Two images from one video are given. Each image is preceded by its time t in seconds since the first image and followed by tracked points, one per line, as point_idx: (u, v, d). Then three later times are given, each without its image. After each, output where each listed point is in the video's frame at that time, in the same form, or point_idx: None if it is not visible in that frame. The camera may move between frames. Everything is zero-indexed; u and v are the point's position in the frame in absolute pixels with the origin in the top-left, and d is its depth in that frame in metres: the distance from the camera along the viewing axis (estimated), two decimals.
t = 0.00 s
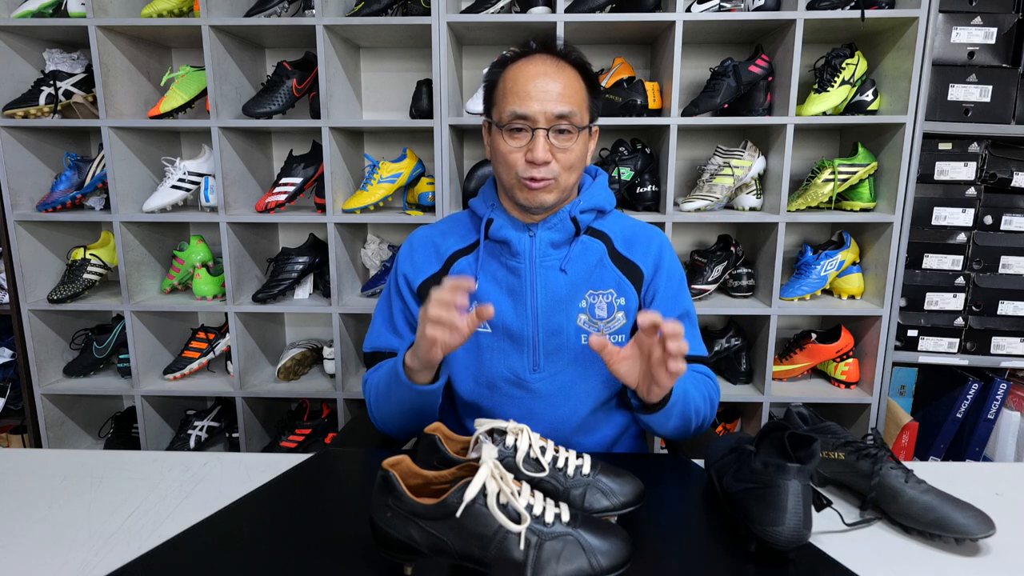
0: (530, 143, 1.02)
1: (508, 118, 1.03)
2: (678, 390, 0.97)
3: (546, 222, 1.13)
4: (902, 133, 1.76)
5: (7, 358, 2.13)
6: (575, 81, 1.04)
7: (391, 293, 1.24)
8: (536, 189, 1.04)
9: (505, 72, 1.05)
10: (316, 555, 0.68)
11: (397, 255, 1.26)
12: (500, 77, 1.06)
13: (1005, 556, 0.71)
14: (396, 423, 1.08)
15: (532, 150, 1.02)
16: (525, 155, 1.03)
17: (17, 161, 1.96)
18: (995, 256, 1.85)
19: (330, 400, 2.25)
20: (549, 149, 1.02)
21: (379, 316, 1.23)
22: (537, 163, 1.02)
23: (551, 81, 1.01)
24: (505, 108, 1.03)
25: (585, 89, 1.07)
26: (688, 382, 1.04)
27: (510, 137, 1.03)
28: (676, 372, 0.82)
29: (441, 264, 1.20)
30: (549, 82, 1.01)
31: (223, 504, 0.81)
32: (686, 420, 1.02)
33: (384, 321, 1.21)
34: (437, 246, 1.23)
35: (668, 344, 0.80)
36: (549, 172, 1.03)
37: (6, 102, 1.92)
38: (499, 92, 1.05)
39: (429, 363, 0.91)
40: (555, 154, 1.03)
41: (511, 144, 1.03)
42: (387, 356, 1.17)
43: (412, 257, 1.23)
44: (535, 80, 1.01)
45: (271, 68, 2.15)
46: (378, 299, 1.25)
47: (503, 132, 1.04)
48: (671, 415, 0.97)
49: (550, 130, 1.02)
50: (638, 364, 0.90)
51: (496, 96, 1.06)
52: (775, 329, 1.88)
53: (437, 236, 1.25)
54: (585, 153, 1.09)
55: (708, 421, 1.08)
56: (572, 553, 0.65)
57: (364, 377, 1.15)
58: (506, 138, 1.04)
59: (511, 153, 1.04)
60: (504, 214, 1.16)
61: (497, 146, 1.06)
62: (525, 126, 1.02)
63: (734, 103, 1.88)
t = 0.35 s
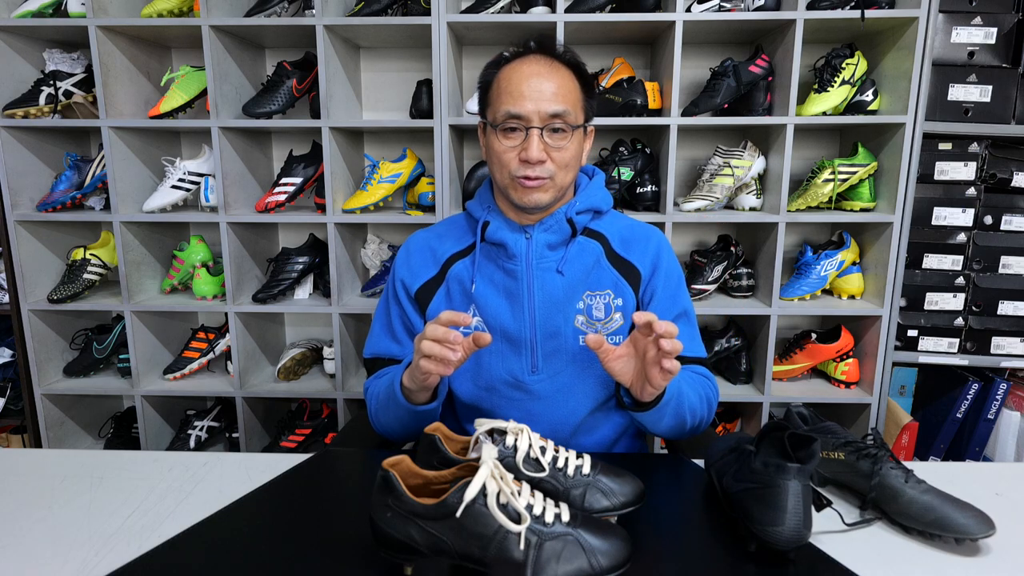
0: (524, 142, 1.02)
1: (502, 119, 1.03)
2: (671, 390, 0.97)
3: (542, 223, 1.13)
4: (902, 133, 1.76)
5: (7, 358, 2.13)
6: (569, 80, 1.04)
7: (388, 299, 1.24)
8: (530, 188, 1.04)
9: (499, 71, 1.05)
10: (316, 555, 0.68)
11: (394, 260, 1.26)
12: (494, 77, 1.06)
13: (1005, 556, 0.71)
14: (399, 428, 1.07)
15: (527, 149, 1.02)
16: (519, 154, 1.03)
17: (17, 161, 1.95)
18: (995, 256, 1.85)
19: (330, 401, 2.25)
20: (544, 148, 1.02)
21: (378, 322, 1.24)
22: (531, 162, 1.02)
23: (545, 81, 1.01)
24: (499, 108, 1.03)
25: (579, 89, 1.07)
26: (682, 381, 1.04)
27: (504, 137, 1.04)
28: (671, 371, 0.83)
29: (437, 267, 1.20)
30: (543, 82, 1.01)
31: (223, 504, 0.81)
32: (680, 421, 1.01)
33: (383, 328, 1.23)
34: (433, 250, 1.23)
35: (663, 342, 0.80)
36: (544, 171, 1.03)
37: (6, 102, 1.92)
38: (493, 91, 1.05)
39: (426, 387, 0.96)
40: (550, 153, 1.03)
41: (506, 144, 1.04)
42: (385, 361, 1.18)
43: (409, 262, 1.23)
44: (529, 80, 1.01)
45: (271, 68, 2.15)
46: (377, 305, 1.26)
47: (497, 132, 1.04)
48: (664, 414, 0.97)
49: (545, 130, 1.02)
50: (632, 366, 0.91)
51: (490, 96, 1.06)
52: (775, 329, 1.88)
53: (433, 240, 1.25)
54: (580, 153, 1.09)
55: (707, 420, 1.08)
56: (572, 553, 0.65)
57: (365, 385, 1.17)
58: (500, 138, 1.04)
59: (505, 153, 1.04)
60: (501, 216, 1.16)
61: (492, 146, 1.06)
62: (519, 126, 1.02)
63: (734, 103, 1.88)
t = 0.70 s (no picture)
0: (521, 143, 1.02)
1: (499, 120, 1.03)
2: (671, 396, 0.97)
3: (539, 226, 1.13)
4: (902, 133, 1.76)
5: (7, 358, 2.13)
6: (566, 81, 1.04)
7: (386, 303, 1.25)
8: (528, 189, 1.04)
9: (495, 72, 1.05)
10: (316, 555, 0.68)
11: (392, 264, 1.26)
12: (490, 78, 1.06)
13: (1006, 556, 0.71)
14: (398, 433, 1.07)
15: (524, 150, 1.02)
16: (516, 155, 1.03)
17: (17, 161, 1.95)
18: (995, 256, 1.85)
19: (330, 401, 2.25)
20: (541, 149, 1.02)
21: (376, 327, 1.24)
22: (528, 163, 1.02)
23: (541, 82, 1.01)
24: (496, 109, 1.03)
25: (576, 89, 1.07)
26: (681, 384, 1.04)
27: (501, 138, 1.04)
28: (671, 381, 0.83)
29: (435, 271, 1.20)
30: (539, 82, 1.01)
31: (223, 504, 0.81)
32: (680, 424, 1.01)
33: (381, 331, 1.23)
34: (430, 253, 1.23)
35: (664, 353, 0.81)
36: (541, 172, 1.03)
37: (6, 103, 1.92)
38: (489, 92, 1.05)
39: (424, 394, 0.96)
40: (547, 154, 1.03)
41: (503, 145, 1.04)
42: (384, 365, 1.18)
43: (407, 266, 1.23)
44: (525, 81, 1.01)
45: (271, 68, 2.15)
46: (374, 308, 1.26)
47: (494, 133, 1.04)
48: (664, 419, 0.97)
49: (541, 130, 1.02)
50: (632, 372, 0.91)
51: (487, 97, 1.06)
52: (775, 329, 1.88)
53: (430, 243, 1.25)
54: (577, 153, 1.09)
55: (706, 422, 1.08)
56: (572, 553, 0.65)
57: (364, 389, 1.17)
58: (497, 139, 1.04)
59: (502, 155, 1.04)
60: (498, 219, 1.17)
61: (488, 147, 1.06)
62: (515, 126, 1.02)
63: (734, 103, 1.88)
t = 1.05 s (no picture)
0: (521, 144, 1.02)
1: (499, 120, 1.03)
2: (672, 392, 0.97)
3: (539, 227, 1.13)
4: (902, 133, 1.76)
5: (7, 358, 2.13)
6: (566, 81, 1.04)
7: (386, 303, 1.25)
8: (528, 190, 1.04)
9: (496, 72, 1.05)
10: (316, 555, 0.68)
11: (392, 264, 1.26)
12: (490, 78, 1.06)
13: (1006, 556, 0.71)
14: (398, 433, 1.07)
15: (524, 151, 1.02)
16: (516, 156, 1.03)
17: (17, 161, 1.95)
18: (995, 256, 1.85)
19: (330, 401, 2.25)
20: (541, 150, 1.02)
21: (376, 327, 1.24)
22: (528, 164, 1.02)
23: (541, 82, 1.01)
24: (495, 109, 1.03)
25: (576, 89, 1.07)
26: (682, 382, 1.04)
27: (501, 138, 1.04)
28: (673, 374, 0.83)
29: (434, 271, 1.20)
30: (539, 82, 1.01)
31: (223, 504, 0.81)
32: (680, 423, 1.01)
33: (380, 332, 1.23)
34: (430, 253, 1.23)
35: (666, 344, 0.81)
36: (541, 172, 1.03)
37: (6, 102, 1.92)
38: (490, 92, 1.05)
39: (423, 391, 0.96)
40: (547, 154, 1.03)
41: (503, 146, 1.04)
42: (383, 366, 1.18)
43: (406, 267, 1.23)
44: (525, 81, 1.01)
45: (271, 68, 2.15)
46: (374, 309, 1.26)
47: (494, 133, 1.04)
48: (664, 416, 0.97)
49: (542, 131, 1.02)
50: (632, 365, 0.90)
51: (486, 97, 1.06)
52: (775, 329, 1.88)
53: (430, 243, 1.25)
54: (577, 154, 1.10)
55: (706, 421, 1.08)
56: (572, 553, 0.65)
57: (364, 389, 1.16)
58: (497, 139, 1.04)
59: (502, 155, 1.04)
60: (498, 219, 1.17)
61: (488, 148, 1.06)
62: (515, 127, 1.02)
63: (734, 103, 1.88)
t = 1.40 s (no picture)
0: (522, 143, 1.02)
1: (499, 119, 1.03)
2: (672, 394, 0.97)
3: (539, 227, 1.13)
4: (902, 133, 1.76)
5: (7, 358, 2.13)
6: (566, 81, 1.04)
7: (386, 304, 1.25)
8: (528, 190, 1.04)
9: (496, 72, 1.05)
10: (316, 555, 0.68)
11: (392, 264, 1.26)
12: (491, 77, 1.06)
13: (1006, 557, 0.71)
14: (398, 433, 1.07)
15: (525, 150, 1.02)
16: (517, 156, 1.03)
17: (17, 161, 1.95)
18: (995, 256, 1.85)
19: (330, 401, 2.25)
20: (542, 149, 1.02)
21: (376, 328, 1.24)
22: (529, 163, 1.02)
23: (542, 81, 1.01)
24: (496, 109, 1.03)
25: (577, 89, 1.07)
26: (683, 384, 1.04)
27: (502, 138, 1.04)
28: (674, 379, 0.83)
29: (434, 271, 1.20)
30: (540, 82, 1.01)
31: (223, 504, 0.81)
32: (681, 424, 1.01)
33: (380, 332, 1.23)
34: (430, 253, 1.23)
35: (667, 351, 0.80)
36: (542, 172, 1.03)
37: (6, 102, 1.92)
38: (490, 92, 1.05)
39: (424, 394, 0.96)
40: (548, 154, 1.03)
41: (504, 145, 1.04)
42: (383, 366, 1.18)
43: (407, 267, 1.23)
44: (526, 80, 1.01)
45: (271, 68, 2.15)
46: (374, 309, 1.26)
47: (494, 133, 1.04)
48: (666, 418, 0.97)
49: (542, 130, 1.02)
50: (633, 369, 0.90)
51: (487, 97, 1.06)
52: (775, 329, 1.88)
53: (430, 243, 1.25)
54: (578, 154, 1.10)
55: (707, 422, 1.08)
56: (572, 553, 0.65)
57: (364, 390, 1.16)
58: (498, 139, 1.04)
59: (503, 155, 1.04)
60: (498, 219, 1.17)
61: (489, 147, 1.06)
62: (516, 126, 1.02)
63: (734, 103, 1.88)
